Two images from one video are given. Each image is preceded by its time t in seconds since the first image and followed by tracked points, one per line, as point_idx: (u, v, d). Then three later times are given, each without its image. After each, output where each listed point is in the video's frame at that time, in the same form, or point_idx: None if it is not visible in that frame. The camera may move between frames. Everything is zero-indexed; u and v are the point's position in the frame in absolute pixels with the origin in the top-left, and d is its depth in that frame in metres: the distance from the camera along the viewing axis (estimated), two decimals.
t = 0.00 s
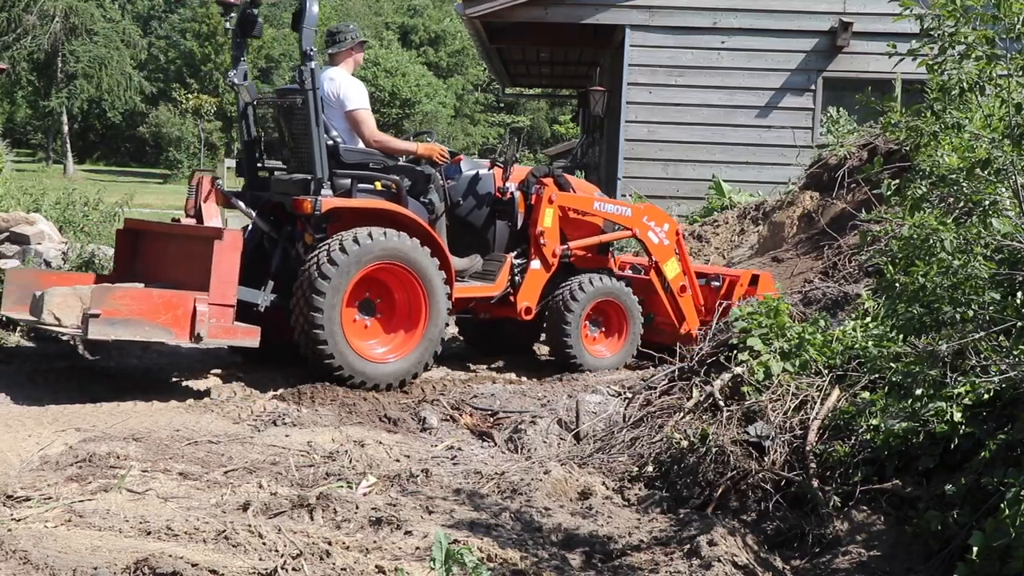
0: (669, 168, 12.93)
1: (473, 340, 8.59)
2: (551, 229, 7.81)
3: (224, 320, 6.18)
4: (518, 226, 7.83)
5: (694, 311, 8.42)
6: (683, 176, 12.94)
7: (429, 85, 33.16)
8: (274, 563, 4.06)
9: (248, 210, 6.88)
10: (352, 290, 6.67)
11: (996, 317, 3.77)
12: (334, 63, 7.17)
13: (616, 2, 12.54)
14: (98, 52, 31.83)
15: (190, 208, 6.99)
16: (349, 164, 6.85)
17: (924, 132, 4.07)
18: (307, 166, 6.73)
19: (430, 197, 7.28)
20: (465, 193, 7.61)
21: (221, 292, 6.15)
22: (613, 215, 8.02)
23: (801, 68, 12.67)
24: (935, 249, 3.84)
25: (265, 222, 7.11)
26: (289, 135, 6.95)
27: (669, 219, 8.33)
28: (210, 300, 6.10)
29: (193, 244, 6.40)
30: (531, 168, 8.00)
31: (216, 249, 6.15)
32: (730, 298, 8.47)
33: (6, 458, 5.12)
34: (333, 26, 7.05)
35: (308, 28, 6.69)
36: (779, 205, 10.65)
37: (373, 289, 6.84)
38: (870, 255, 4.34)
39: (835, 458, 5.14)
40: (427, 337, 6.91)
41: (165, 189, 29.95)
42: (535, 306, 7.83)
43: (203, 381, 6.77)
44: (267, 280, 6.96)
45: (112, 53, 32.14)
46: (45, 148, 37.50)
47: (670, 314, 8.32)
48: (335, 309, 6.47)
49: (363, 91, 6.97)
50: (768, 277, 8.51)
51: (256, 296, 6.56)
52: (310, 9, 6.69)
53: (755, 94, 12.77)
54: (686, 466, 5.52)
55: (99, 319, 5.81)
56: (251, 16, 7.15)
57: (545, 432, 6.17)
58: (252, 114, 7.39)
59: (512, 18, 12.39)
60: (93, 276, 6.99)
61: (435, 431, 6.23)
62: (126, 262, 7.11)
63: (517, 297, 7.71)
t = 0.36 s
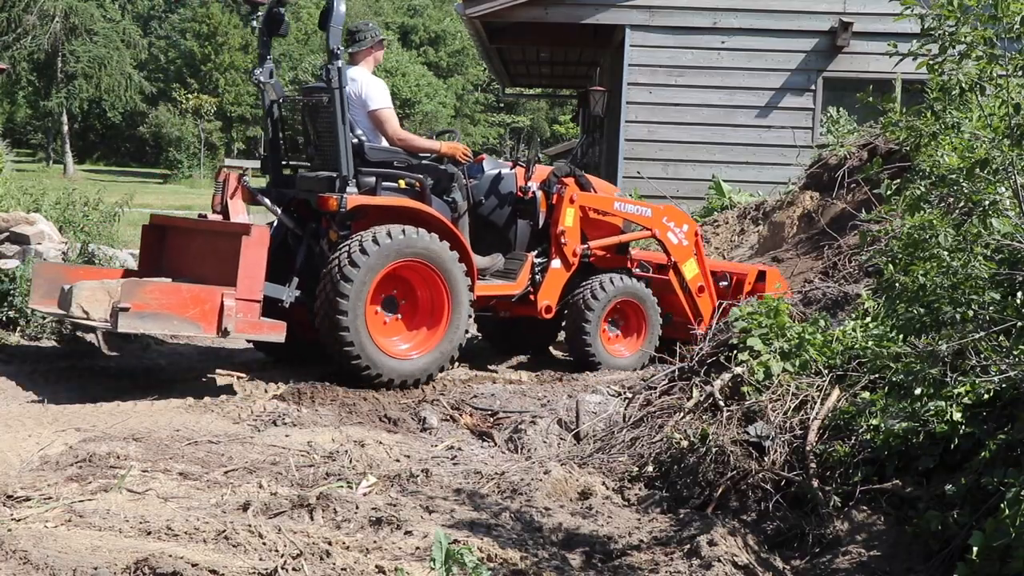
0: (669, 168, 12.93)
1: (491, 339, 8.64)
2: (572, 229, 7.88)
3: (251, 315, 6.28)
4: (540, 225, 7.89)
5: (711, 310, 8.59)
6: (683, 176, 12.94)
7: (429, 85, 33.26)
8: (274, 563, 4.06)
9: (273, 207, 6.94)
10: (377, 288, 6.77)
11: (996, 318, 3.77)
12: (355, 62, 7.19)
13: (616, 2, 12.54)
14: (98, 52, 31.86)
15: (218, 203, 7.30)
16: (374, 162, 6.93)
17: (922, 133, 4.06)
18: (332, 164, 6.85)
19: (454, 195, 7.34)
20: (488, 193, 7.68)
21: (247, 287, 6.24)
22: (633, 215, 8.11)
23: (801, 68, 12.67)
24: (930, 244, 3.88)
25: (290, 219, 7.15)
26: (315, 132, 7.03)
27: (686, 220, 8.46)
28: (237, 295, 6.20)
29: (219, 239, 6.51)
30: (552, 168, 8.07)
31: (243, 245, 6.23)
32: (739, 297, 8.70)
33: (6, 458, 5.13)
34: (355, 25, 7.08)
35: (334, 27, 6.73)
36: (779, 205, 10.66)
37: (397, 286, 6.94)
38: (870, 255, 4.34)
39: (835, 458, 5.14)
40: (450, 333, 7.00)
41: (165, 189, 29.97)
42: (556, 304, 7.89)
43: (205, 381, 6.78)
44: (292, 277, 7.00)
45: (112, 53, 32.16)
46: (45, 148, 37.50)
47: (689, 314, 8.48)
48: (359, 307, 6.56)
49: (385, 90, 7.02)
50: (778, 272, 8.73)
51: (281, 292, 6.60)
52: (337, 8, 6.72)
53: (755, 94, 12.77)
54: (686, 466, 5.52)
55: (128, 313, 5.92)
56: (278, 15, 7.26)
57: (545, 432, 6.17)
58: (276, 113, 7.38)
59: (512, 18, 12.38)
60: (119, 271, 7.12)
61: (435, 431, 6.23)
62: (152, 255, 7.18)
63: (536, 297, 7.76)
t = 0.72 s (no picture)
0: (669, 168, 12.92)
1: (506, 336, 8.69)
2: (589, 229, 7.89)
3: (273, 316, 6.35)
4: (557, 226, 7.89)
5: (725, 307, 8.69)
6: (683, 176, 12.95)
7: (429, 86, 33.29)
8: (274, 563, 4.06)
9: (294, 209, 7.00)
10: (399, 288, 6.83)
11: (996, 318, 3.77)
12: (376, 64, 7.27)
13: (616, 2, 12.53)
14: (98, 52, 31.84)
15: (237, 205, 7.04)
16: (393, 163, 7.02)
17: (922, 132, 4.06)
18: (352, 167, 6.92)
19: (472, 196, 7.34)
20: (505, 193, 7.69)
21: (270, 288, 6.32)
22: (650, 215, 8.14)
23: (801, 68, 12.67)
24: (933, 247, 3.87)
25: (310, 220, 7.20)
26: (335, 133, 7.11)
27: (701, 218, 8.51)
28: (260, 297, 6.27)
29: (242, 241, 6.54)
30: (569, 168, 8.08)
31: (266, 247, 6.30)
32: (753, 294, 8.80)
33: (6, 458, 5.13)
34: (376, 28, 7.17)
35: (355, 31, 6.85)
36: (779, 204, 10.67)
37: (419, 287, 7.00)
38: (870, 255, 4.34)
39: (835, 458, 5.14)
40: (470, 333, 7.07)
41: (165, 188, 30.01)
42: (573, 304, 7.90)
43: (206, 381, 6.78)
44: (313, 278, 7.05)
45: (112, 52, 32.19)
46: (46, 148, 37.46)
47: (703, 311, 8.57)
48: (381, 308, 6.62)
49: (405, 91, 7.06)
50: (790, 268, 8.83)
51: (303, 293, 6.69)
52: (357, 11, 6.82)
53: (755, 94, 12.77)
54: (686, 466, 5.52)
55: (153, 314, 5.99)
56: (298, 19, 7.29)
57: (545, 432, 6.17)
58: (296, 115, 7.45)
59: (512, 18, 12.36)
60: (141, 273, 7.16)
61: (435, 431, 6.23)
62: (175, 257, 7.18)
63: (554, 296, 7.77)
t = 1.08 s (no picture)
0: (669, 168, 12.92)
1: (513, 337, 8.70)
2: (595, 231, 7.90)
3: (282, 323, 6.35)
4: (563, 229, 7.90)
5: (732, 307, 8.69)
6: (683, 176, 12.94)
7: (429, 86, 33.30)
8: (274, 563, 4.06)
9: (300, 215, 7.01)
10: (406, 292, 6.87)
11: (996, 318, 3.77)
12: (388, 69, 7.24)
13: (617, 2, 12.53)
14: (98, 52, 31.83)
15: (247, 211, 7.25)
16: (400, 169, 7.01)
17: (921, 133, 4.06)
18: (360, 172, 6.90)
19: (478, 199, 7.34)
20: (511, 197, 7.70)
21: (278, 295, 6.34)
22: (656, 216, 8.15)
23: (801, 68, 12.68)
24: (933, 246, 3.87)
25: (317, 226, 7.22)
26: (343, 138, 7.11)
27: (707, 219, 8.52)
28: (269, 303, 6.28)
29: (250, 248, 6.56)
30: (574, 172, 8.11)
31: (274, 254, 6.32)
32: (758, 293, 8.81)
33: (6, 458, 5.13)
34: (388, 34, 7.09)
35: (360, 38, 6.79)
36: (779, 205, 10.67)
37: (426, 291, 7.04)
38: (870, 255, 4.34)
39: (835, 458, 5.14)
40: (477, 338, 7.10)
41: (165, 188, 30.04)
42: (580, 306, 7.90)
43: (206, 381, 6.77)
44: (320, 283, 7.05)
45: (112, 53, 32.17)
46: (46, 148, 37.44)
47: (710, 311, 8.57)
48: (387, 312, 6.66)
49: (414, 96, 7.07)
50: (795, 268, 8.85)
51: (310, 299, 6.66)
52: (363, 18, 6.77)
53: (755, 94, 12.77)
54: (686, 466, 5.52)
55: (163, 323, 5.98)
56: (303, 26, 7.32)
57: (545, 432, 6.17)
58: (304, 121, 7.45)
59: (512, 18, 12.36)
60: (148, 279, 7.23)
61: (435, 431, 6.23)
62: (181, 263, 7.21)
63: (561, 299, 7.78)
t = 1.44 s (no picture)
0: (669, 168, 12.92)
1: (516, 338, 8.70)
2: (595, 235, 7.90)
3: (281, 323, 6.35)
4: (564, 232, 7.91)
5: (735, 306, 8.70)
6: (683, 176, 12.94)
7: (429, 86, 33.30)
8: (274, 563, 4.06)
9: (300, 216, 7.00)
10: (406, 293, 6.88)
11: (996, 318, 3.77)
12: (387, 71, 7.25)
13: (616, 2, 12.52)
14: (98, 52, 31.82)
15: (247, 211, 7.33)
16: (400, 172, 7.04)
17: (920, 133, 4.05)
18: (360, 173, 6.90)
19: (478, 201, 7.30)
20: (512, 199, 7.69)
21: (278, 295, 6.33)
22: (656, 218, 8.15)
23: (801, 68, 12.67)
24: (932, 246, 3.88)
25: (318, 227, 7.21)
26: (343, 140, 7.11)
27: (708, 218, 8.51)
28: (268, 304, 6.28)
29: (250, 248, 6.55)
30: (576, 174, 8.13)
31: (275, 254, 6.32)
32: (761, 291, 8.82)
33: (6, 458, 5.13)
34: (390, 37, 7.14)
35: (361, 39, 6.78)
36: (779, 205, 10.67)
37: (427, 292, 7.05)
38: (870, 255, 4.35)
39: (835, 458, 5.14)
40: (476, 340, 7.11)
41: (166, 188, 30.02)
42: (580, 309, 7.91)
43: (206, 381, 6.77)
44: (319, 284, 7.03)
45: (112, 53, 32.17)
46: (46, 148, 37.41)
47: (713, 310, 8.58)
48: (387, 312, 6.66)
49: (413, 98, 7.09)
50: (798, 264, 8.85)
51: (310, 300, 6.67)
52: (366, 20, 6.77)
53: (755, 94, 12.77)
54: (686, 467, 5.52)
55: (162, 322, 5.99)
56: (305, 26, 7.31)
57: (545, 432, 6.17)
58: (304, 122, 7.46)
59: (511, 17, 12.35)
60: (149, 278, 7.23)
61: (435, 431, 6.23)
62: (182, 262, 7.21)
63: (560, 302, 7.78)
